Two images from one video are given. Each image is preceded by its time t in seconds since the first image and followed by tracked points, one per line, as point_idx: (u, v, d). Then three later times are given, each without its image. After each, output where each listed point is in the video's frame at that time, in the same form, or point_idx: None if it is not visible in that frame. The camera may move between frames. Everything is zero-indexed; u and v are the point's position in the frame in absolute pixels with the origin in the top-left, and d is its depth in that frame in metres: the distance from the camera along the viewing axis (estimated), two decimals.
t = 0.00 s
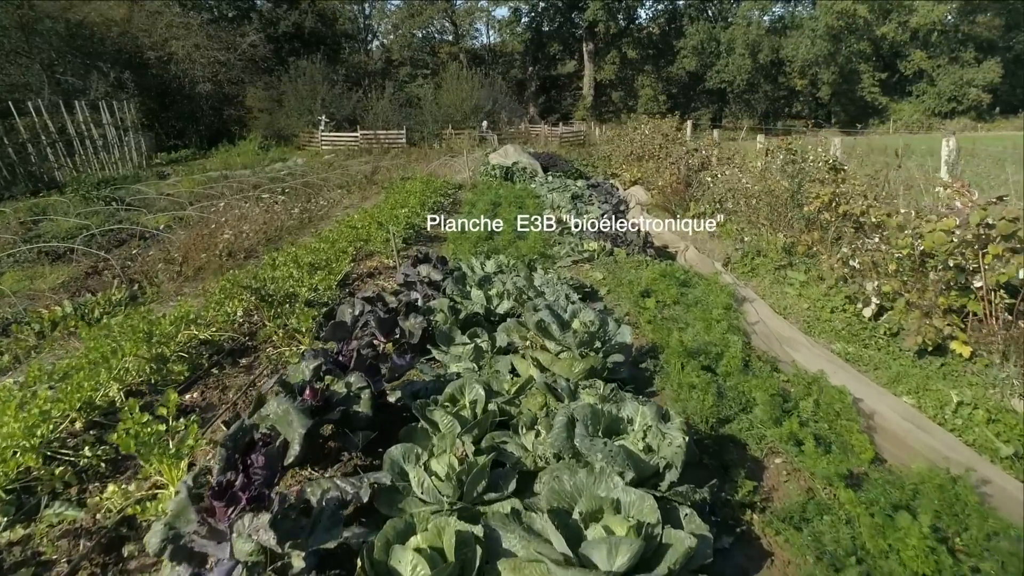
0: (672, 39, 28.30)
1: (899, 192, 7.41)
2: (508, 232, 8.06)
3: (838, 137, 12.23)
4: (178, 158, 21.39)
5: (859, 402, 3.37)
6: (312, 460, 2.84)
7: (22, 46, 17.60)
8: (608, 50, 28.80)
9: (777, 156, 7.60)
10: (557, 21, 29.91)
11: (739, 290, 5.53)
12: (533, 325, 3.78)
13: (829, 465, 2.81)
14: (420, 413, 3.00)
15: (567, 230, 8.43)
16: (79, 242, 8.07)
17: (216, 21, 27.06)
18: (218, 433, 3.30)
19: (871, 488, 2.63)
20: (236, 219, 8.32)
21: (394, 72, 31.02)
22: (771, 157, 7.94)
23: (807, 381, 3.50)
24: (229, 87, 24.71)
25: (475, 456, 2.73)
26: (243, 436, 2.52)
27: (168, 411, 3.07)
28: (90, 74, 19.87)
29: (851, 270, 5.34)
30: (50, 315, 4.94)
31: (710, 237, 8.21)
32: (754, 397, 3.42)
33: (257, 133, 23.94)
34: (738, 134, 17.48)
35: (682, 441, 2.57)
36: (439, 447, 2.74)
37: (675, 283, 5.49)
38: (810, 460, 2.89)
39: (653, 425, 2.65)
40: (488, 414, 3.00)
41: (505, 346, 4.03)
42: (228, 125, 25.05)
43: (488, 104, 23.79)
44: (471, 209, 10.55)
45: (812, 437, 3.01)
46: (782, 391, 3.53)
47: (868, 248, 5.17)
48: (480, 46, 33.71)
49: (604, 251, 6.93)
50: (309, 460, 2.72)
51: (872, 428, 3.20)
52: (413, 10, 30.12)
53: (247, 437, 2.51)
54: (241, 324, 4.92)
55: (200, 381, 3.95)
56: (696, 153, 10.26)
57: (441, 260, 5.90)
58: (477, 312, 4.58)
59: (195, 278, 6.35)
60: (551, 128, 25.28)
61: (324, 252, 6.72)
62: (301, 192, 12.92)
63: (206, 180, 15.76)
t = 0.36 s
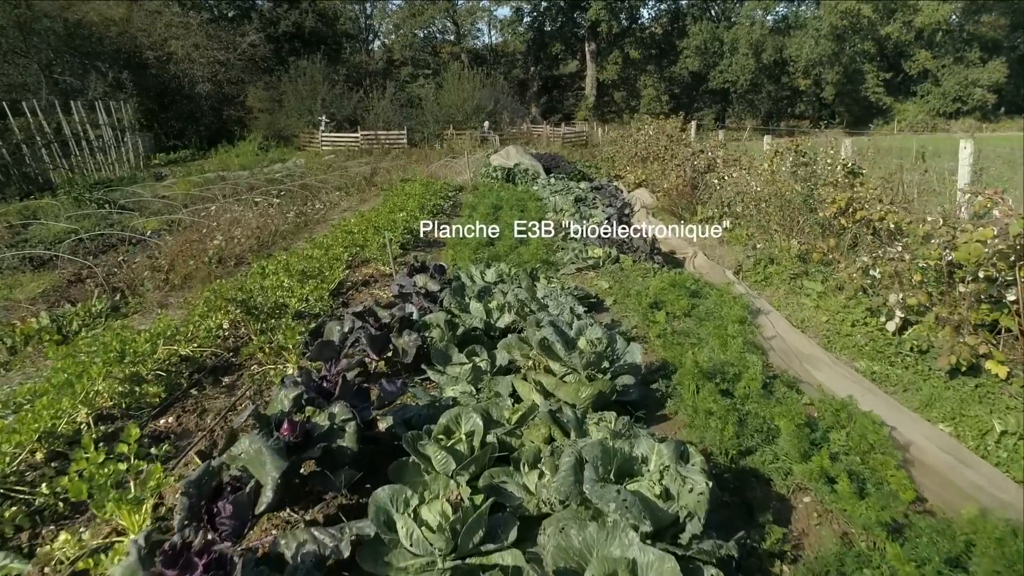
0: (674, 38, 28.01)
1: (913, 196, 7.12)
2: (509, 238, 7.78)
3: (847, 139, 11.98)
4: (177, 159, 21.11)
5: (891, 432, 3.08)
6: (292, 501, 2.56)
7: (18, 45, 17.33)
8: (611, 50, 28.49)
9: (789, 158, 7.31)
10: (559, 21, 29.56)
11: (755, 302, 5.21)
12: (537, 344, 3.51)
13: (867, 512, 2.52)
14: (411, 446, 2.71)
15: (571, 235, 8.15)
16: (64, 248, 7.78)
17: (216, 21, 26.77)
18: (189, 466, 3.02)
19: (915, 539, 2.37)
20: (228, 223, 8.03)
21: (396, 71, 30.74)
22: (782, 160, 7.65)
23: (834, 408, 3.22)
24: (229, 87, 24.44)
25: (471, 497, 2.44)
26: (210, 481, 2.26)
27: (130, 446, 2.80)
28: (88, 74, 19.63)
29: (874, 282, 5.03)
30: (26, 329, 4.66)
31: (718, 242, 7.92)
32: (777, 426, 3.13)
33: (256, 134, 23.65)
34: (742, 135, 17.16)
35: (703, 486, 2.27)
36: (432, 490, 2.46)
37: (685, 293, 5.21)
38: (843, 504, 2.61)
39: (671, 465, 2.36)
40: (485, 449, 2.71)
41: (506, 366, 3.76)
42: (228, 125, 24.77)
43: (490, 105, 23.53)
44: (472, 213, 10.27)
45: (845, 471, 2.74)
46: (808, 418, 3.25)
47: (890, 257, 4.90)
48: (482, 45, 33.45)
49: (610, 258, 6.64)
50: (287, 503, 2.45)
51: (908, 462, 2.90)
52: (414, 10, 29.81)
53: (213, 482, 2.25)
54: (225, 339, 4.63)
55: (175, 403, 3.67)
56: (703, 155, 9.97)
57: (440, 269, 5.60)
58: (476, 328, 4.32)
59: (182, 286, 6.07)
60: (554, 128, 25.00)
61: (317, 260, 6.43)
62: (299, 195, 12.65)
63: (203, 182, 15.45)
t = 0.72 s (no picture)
0: (676, 38, 27.76)
1: (929, 200, 6.81)
2: (509, 243, 7.51)
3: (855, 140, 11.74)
4: (175, 159, 20.83)
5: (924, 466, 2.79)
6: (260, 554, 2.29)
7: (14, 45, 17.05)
8: (612, 50, 28.21)
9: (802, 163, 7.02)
10: (560, 21, 29.24)
11: (768, 315, 4.91)
12: (535, 367, 3.23)
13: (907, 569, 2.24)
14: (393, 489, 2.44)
15: (572, 240, 7.85)
16: (47, 254, 7.49)
17: (215, 20, 26.49)
18: (149, 505, 2.73)
19: None
20: (218, 228, 7.74)
21: (397, 71, 30.47)
22: (792, 162, 7.34)
23: (862, 438, 2.92)
24: (228, 87, 24.17)
25: (459, 554, 2.16)
26: (159, 538, 1.99)
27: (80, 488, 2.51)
28: (86, 74, 19.28)
29: (895, 294, 4.73)
30: None
31: (725, 248, 7.63)
32: (800, 460, 2.84)
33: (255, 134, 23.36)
34: (746, 136, 16.87)
35: (723, 545, 2.00)
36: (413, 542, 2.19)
37: (693, 304, 4.92)
38: (881, 556, 2.33)
39: (686, 517, 2.08)
40: (476, 492, 2.44)
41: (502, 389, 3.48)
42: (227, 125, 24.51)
43: (491, 105, 23.26)
44: (472, 216, 9.99)
45: (879, 517, 2.45)
46: (833, 450, 2.96)
47: (911, 267, 4.59)
48: (483, 45, 33.18)
49: (612, 266, 6.35)
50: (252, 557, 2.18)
51: (947, 505, 2.60)
52: (415, 9, 29.57)
53: (163, 539, 1.99)
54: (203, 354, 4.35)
55: (142, 430, 3.38)
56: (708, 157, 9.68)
57: (435, 278, 5.30)
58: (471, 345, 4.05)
59: (165, 295, 5.79)
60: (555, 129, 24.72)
61: (306, 267, 6.15)
62: (295, 197, 12.37)
63: (197, 184, 15.14)
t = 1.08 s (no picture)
0: (678, 38, 27.51)
1: (946, 205, 6.52)
2: (507, 250, 7.22)
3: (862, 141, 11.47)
4: (173, 159, 20.56)
5: (964, 510, 2.49)
6: None
7: (8, 44, 16.79)
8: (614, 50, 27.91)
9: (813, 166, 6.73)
10: (562, 20, 28.95)
11: (782, 331, 4.60)
12: (529, 394, 2.93)
13: None
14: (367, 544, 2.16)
15: (572, 246, 7.56)
16: (27, 260, 7.20)
17: (214, 20, 26.24)
18: (94, 557, 2.45)
19: None
20: (204, 233, 7.44)
21: (397, 71, 30.21)
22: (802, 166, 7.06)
23: (893, 477, 2.61)
24: (226, 87, 23.90)
25: None
26: None
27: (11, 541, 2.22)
28: (83, 73, 18.99)
29: (919, 307, 4.43)
30: None
31: (733, 254, 7.33)
32: (825, 504, 2.55)
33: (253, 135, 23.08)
34: (750, 137, 16.59)
35: None
36: None
37: (701, 317, 4.61)
38: None
39: None
40: (461, 546, 2.15)
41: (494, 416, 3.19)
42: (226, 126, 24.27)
43: (491, 105, 22.98)
44: (470, 220, 9.70)
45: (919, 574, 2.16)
46: (861, 491, 2.67)
47: (934, 279, 4.30)
48: (484, 45, 32.92)
49: (614, 274, 6.06)
50: None
51: (995, 557, 2.30)
52: (415, 9, 29.34)
53: None
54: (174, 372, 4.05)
55: (97, 464, 3.09)
56: (713, 159, 9.38)
57: (427, 289, 5.01)
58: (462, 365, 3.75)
59: (144, 307, 5.51)
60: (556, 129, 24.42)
61: (292, 275, 5.86)
62: (290, 200, 12.09)
63: (191, 185, 14.84)
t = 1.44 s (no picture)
0: (680, 38, 27.23)
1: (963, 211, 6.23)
2: (506, 257, 6.93)
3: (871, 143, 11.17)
4: (170, 160, 20.30)
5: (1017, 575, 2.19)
6: None
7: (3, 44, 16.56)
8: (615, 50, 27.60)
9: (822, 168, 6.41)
10: (563, 20, 28.65)
11: (797, 349, 4.29)
12: (522, 430, 2.62)
13: None
14: None
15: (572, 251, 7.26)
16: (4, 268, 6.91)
17: (213, 20, 25.97)
18: None
19: None
20: (188, 239, 7.14)
21: (398, 72, 29.93)
22: (811, 169, 6.75)
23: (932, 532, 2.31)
24: (225, 87, 23.61)
25: None
26: None
27: None
28: (79, 73, 18.73)
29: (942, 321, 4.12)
30: None
31: (739, 260, 7.03)
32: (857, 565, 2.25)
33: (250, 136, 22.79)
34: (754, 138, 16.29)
35: None
36: None
37: (709, 333, 4.31)
38: None
39: None
40: None
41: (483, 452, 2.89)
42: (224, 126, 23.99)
43: (491, 106, 22.69)
44: (467, 224, 9.41)
45: None
46: (896, 548, 2.37)
47: (959, 292, 3.98)
48: (485, 45, 32.61)
49: (615, 284, 5.77)
50: None
51: None
52: (416, 9, 29.09)
53: None
54: (140, 396, 3.74)
55: (42, 507, 2.79)
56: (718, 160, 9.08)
57: (417, 301, 4.70)
58: (451, 390, 3.44)
59: (119, 319, 5.22)
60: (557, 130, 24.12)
61: (276, 285, 5.56)
62: (284, 203, 11.79)
63: (185, 187, 14.54)
